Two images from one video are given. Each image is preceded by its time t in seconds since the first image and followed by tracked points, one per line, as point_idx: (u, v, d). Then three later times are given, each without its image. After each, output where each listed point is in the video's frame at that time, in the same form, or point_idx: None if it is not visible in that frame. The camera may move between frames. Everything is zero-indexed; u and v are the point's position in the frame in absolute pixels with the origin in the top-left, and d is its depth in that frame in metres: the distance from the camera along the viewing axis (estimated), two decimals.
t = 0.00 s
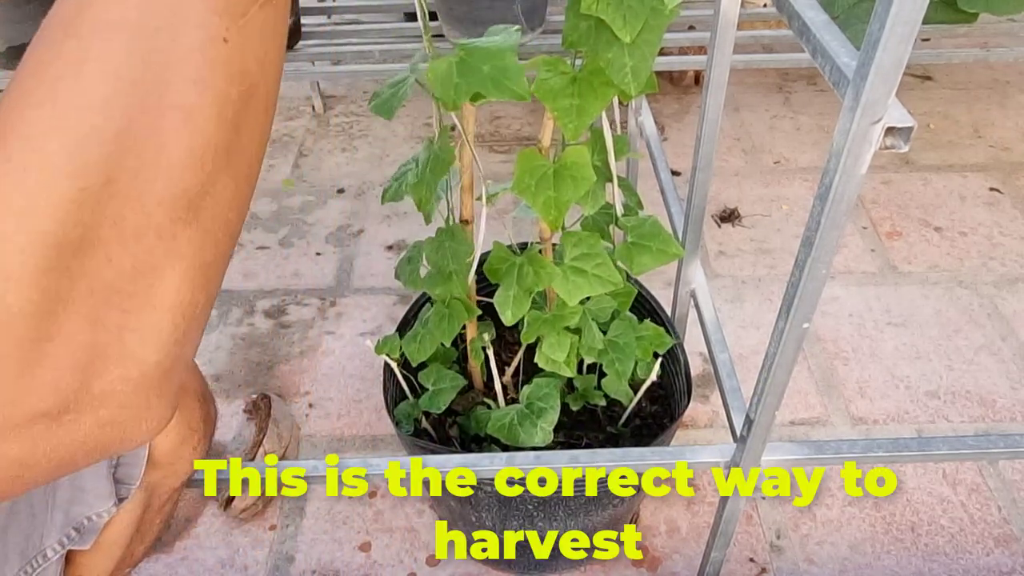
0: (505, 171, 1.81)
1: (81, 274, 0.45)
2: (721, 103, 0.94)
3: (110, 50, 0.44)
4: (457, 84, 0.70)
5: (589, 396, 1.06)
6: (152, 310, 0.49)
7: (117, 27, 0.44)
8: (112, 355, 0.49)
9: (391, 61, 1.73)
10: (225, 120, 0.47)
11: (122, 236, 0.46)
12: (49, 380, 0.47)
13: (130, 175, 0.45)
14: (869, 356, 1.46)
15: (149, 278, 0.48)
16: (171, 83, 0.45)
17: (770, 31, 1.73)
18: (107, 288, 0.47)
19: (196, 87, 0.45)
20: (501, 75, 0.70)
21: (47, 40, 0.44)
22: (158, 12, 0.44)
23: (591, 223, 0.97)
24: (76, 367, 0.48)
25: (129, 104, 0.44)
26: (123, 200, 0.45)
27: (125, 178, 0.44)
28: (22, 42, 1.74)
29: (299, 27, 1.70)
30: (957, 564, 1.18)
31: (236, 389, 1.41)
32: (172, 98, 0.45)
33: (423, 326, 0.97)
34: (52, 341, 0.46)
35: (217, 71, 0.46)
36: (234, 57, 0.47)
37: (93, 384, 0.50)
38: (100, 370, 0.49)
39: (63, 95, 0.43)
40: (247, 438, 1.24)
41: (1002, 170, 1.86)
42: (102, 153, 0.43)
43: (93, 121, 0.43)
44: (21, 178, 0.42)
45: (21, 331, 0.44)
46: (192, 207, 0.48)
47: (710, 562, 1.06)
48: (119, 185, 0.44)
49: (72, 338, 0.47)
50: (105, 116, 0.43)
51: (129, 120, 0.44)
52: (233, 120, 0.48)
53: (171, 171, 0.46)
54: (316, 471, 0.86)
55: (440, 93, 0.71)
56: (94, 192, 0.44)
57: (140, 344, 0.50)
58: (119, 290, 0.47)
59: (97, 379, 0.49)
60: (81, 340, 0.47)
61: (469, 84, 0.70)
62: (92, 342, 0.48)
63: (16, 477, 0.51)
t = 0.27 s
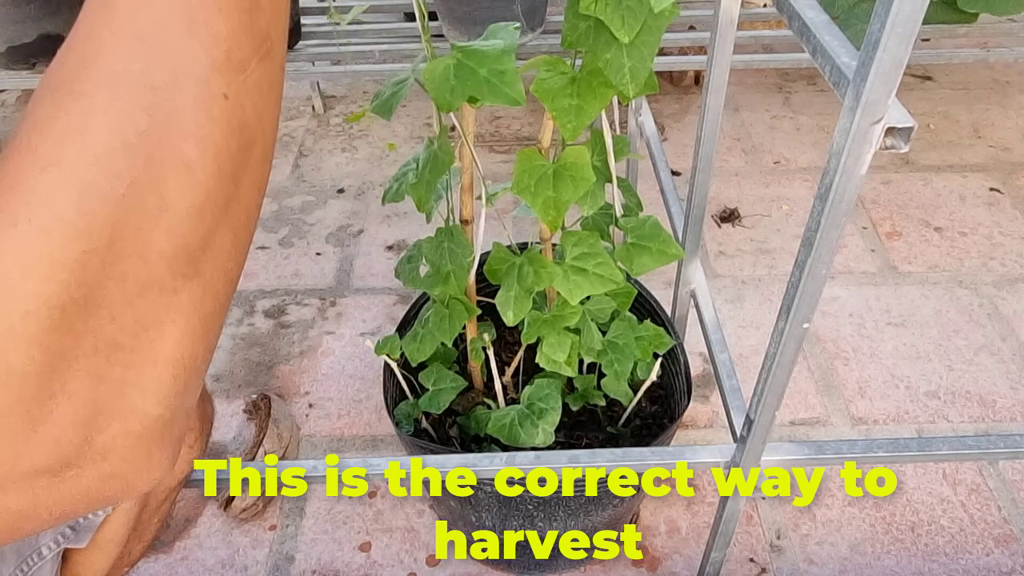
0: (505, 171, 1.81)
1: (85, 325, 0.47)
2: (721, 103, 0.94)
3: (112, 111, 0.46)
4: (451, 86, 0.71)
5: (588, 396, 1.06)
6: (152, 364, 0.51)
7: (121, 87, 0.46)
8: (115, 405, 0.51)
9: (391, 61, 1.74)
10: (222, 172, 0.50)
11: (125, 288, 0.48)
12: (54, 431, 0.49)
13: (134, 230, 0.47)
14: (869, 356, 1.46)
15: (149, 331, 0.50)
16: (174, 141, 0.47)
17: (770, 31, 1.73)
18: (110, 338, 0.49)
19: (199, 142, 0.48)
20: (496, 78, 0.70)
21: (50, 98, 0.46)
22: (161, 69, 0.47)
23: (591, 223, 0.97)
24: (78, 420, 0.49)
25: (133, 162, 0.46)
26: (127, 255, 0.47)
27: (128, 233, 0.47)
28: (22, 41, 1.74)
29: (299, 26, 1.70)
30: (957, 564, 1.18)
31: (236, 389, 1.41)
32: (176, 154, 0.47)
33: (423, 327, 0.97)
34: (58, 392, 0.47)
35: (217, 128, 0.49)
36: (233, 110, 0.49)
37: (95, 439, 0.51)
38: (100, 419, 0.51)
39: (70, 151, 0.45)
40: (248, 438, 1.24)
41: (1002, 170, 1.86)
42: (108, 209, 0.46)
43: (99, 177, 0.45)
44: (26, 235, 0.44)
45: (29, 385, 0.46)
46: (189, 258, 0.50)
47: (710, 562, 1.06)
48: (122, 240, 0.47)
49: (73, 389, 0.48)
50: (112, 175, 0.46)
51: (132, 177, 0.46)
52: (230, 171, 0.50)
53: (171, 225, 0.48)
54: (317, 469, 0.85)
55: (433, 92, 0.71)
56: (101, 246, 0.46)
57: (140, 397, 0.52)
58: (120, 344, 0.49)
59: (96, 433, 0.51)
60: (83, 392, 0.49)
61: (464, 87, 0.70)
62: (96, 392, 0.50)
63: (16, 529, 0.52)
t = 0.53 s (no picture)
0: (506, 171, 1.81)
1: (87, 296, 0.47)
2: (721, 104, 0.94)
3: (118, 84, 0.46)
4: (462, 87, 0.71)
5: (589, 396, 1.06)
6: (158, 335, 0.51)
7: (126, 59, 0.46)
8: (122, 380, 0.51)
9: (391, 61, 1.74)
10: (228, 145, 0.49)
11: (128, 259, 0.48)
12: (60, 403, 0.49)
13: (137, 201, 0.47)
14: (869, 356, 1.46)
15: (153, 301, 0.50)
16: (178, 111, 0.47)
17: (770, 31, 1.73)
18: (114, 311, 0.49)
19: (206, 112, 0.48)
20: (507, 76, 0.70)
21: (64, 68, 0.47)
22: (168, 41, 0.47)
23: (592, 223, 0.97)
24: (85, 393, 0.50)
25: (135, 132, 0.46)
26: (130, 226, 0.47)
27: (130, 201, 0.47)
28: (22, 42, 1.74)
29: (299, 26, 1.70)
30: (957, 564, 1.18)
31: (236, 389, 1.41)
32: (181, 124, 0.47)
33: (425, 327, 0.97)
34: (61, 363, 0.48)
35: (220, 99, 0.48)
36: (239, 86, 0.49)
37: (101, 407, 0.51)
38: (106, 392, 0.51)
39: (76, 118, 0.46)
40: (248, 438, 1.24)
41: (1003, 170, 1.86)
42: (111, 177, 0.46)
43: (101, 147, 0.46)
44: (33, 202, 0.45)
45: (33, 349, 0.46)
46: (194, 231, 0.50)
47: (710, 562, 1.06)
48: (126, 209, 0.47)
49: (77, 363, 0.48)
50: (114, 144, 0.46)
51: (136, 146, 0.46)
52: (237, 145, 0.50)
53: (174, 194, 0.48)
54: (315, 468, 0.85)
55: (447, 95, 0.72)
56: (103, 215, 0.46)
57: (146, 367, 0.51)
58: (126, 313, 0.49)
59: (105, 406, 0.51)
60: (89, 364, 0.49)
61: (473, 88, 0.70)
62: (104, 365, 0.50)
63: (22, 497, 0.52)
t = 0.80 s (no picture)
0: (506, 170, 1.81)
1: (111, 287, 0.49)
2: (721, 104, 0.94)
3: (138, 82, 0.48)
4: (457, 88, 0.71)
5: (589, 396, 1.06)
6: (177, 326, 0.53)
7: (146, 57, 0.48)
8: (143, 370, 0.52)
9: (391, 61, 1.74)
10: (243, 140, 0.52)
11: (149, 250, 0.50)
12: (86, 396, 0.50)
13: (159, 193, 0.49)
14: (869, 356, 1.46)
15: (173, 291, 0.52)
16: (197, 103, 0.49)
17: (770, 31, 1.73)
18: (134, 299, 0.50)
19: (216, 106, 0.50)
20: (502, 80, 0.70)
21: (74, 70, 0.48)
22: (182, 34, 0.49)
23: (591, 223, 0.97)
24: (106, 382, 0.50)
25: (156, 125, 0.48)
26: (152, 217, 0.49)
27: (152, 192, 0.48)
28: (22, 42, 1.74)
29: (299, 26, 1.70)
30: (956, 564, 1.18)
31: (236, 389, 1.41)
32: (196, 116, 0.49)
33: (424, 327, 0.97)
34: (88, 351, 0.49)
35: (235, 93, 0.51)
36: (252, 83, 0.51)
37: (124, 401, 0.52)
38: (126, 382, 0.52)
39: (92, 111, 0.47)
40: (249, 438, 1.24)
41: (1002, 170, 1.86)
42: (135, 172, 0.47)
43: (126, 140, 0.47)
44: (56, 195, 0.45)
45: (57, 340, 0.46)
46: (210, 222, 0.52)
47: (711, 562, 1.06)
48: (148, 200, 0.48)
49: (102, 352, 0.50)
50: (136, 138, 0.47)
51: (157, 140, 0.48)
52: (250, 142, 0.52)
53: (193, 185, 0.50)
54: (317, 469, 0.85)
55: (440, 98, 0.71)
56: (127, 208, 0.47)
57: (168, 359, 0.53)
58: (148, 303, 0.51)
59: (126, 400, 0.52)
60: (112, 353, 0.50)
61: (469, 90, 0.70)
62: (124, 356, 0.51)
63: (37, 499, 0.51)
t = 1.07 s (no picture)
0: (505, 170, 1.81)
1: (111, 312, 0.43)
2: (721, 103, 0.94)
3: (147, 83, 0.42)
4: (450, 90, 0.71)
5: (588, 396, 1.06)
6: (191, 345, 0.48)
7: (153, 57, 0.42)
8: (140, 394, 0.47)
9: (391, 61, 1.74)
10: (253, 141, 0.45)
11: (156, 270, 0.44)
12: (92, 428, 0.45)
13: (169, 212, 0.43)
14: (869, 356, 1.46)
15: (184, 311, 0.46)
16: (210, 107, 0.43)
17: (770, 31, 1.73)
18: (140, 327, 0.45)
19: (230, 124, 0.44)
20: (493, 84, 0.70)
21: (78, 70, 0.42)
22: (195, 40, 0.42)
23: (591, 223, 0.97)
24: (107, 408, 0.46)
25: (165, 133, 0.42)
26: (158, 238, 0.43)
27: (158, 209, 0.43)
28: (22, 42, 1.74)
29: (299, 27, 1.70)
30: (956, 565, 1.18)
31: (236, 389, 1.41)
32: (211, 133, 0.43)
33: (423, 327, 0.97)
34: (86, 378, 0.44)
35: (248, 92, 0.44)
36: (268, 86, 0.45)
37: (135, 420, 0.48)
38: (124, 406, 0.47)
39: (100, 127, 0.41)
40: (249, 438, 1.24)
41: (1002, 170, 1.86)
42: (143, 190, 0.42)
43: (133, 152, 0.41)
44: (61, 218, 0.40)
45: (65, 381, 0.42)
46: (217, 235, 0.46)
47: (711, 562, 1.06)
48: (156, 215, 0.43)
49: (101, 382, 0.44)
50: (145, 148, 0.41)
51: (167, 154, 0.42)
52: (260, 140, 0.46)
53: (207, 204, 0.44)
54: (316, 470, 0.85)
55: (432, 98, 0.72)
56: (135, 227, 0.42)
57: (179, 377, 0.48)
58: (157, 326, 0.46)
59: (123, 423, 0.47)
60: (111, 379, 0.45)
61: (462, 92, 0.70)
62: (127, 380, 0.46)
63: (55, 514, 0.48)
